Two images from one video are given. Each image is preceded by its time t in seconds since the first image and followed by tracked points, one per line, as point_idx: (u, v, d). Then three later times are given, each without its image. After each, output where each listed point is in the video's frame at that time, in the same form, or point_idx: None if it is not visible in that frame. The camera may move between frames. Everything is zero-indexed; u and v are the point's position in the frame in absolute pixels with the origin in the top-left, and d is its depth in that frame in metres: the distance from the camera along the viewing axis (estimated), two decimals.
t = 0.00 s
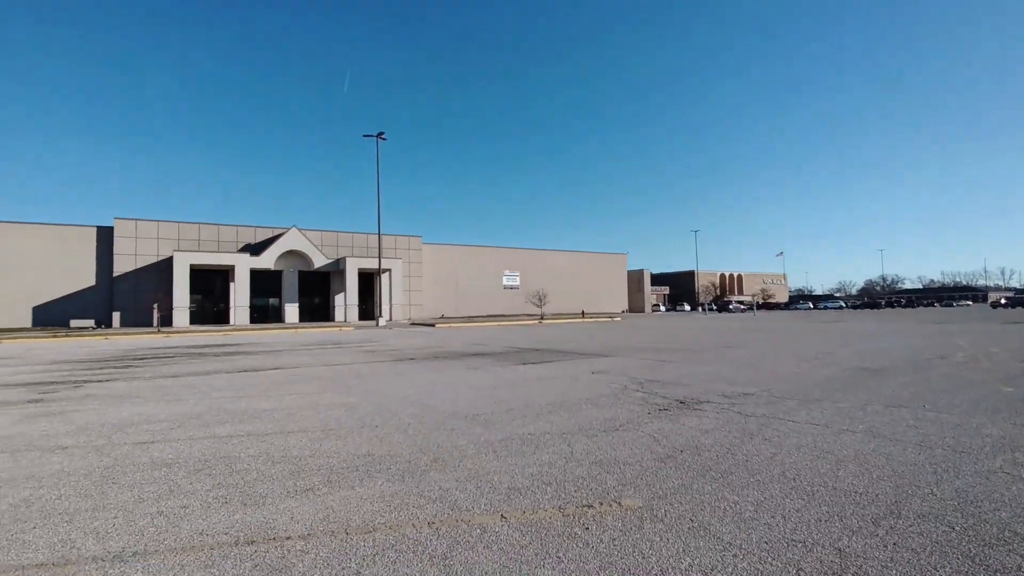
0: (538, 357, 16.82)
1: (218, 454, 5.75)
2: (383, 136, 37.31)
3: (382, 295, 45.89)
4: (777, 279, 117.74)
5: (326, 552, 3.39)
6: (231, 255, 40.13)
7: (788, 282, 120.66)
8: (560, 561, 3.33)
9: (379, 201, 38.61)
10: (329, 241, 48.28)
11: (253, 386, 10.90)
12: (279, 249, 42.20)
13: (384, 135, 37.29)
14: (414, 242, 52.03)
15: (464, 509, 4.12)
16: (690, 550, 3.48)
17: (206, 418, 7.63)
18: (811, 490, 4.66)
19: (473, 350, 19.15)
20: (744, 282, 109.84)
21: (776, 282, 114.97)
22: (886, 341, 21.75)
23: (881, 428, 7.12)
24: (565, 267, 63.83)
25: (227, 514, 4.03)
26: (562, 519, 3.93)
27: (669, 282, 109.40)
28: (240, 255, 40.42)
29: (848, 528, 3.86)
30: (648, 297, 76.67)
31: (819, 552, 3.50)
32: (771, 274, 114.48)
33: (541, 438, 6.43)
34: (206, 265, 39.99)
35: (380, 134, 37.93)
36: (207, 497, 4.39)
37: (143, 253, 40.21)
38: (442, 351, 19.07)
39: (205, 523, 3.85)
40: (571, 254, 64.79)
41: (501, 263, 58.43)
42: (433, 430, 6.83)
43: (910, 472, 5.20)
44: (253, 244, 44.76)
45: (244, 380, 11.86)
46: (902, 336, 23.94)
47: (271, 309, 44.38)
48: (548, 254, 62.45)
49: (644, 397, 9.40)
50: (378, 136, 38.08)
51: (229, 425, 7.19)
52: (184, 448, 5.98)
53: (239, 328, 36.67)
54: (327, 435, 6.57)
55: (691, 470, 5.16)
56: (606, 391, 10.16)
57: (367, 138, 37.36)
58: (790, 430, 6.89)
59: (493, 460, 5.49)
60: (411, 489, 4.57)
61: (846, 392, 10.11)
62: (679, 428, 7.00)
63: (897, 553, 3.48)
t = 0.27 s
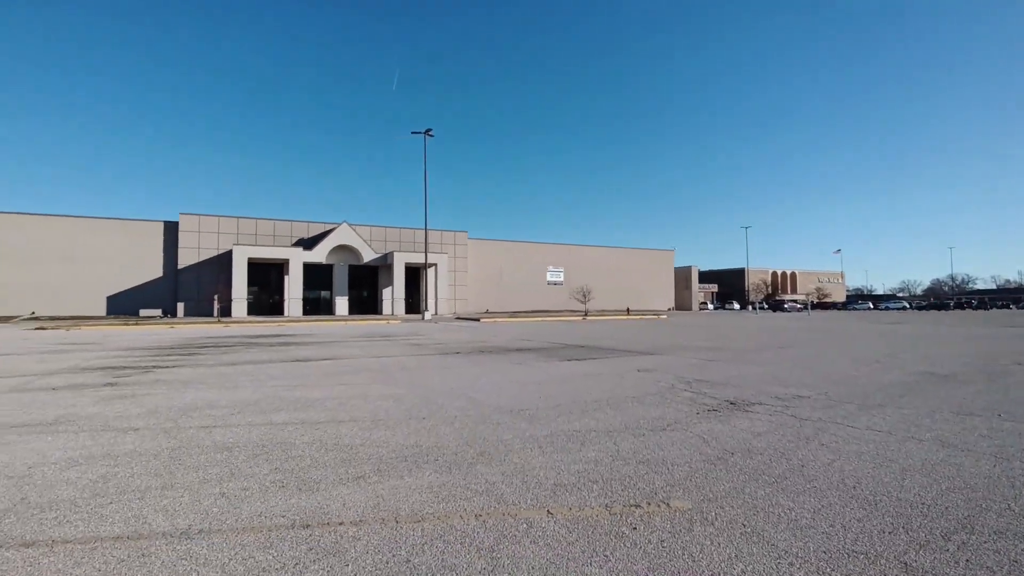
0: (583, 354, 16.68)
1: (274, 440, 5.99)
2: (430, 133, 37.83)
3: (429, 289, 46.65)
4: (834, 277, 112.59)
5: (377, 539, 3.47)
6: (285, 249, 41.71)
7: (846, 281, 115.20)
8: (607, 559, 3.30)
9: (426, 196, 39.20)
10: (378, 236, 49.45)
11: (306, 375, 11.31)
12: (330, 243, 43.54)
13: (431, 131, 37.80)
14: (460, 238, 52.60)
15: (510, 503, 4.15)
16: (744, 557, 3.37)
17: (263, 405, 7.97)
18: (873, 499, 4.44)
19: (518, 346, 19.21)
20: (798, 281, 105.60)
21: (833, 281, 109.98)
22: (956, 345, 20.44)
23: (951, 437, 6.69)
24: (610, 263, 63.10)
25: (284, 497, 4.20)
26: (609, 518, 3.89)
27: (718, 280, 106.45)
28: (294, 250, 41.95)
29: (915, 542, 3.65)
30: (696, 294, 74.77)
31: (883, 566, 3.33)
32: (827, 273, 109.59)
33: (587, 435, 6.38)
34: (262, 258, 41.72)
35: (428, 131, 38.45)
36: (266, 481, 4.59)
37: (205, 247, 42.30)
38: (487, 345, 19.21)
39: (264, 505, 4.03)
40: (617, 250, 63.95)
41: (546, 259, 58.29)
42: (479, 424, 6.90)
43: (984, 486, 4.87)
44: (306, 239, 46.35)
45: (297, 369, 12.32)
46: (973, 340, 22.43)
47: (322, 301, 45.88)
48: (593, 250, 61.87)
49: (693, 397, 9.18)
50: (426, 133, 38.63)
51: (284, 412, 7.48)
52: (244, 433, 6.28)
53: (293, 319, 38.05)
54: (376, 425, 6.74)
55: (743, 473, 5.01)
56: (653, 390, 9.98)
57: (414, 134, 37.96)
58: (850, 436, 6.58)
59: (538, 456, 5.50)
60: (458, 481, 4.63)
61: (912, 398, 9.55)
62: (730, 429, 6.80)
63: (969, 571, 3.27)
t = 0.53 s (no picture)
0: (614, 353, 16.53)
1: (310, 435, 6.13)
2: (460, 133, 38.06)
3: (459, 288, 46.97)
4: (876, 276, 108.70)
5: (412, 535, 3.51)
6: (319, 250, 42.60)
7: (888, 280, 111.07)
8: (642, 561, 3.26)
9: (456, 196, 39.45)
10: (409, 236, 50.05)
11: (340, 373, 11.53)
12: (363, 243, 44.28)
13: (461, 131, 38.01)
14: (490, 237, 52.81)
15: (543, 502, 4.14)
16: (783, 562, 3.29)
17: (299, 402, 8.15)
18: (920, 506, 4.27)
19: (548, 345, 19.16)
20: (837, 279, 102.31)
21: (874, 279, 106.22)
22: (1008, 346, 19.47)
23: (1005, 443, 6.37)
24: (641, 262, 62.34)
25: (321, 492, 4.29)
26: (643, 519, 3.85)
27: (752, 279, 104.04)
28: (328, 250, 42.80)
29: (967, 552, 3.49)
30: (729, 294, 73.18)
31: None
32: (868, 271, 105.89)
33: (619, 436, 6.32)
34: (297, 258, 42.72)
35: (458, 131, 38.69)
36: (303, 475, 4.70)
37: (243, 247, 43.54)
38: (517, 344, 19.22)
39: (301, 499, 4.12)
40: (648, 248, 63.14)
41: (575, 258, 57.96)
42: (510, 423, 6.90)
43: None
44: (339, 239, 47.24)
45: (332, 367, 12.56)
46: None
47: (355, 300, 46.68)
48: (623, 249, 61.24)
49: (727, 398, 8.99)
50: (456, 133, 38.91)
51: (319, 409, 7.64)
52: (282, 428, 6.44)
53: (327, 318, 38.82)
54: (409, 423, 6.82)
55: (781, 477, 4.88)
56: (686, 390, 9.82)
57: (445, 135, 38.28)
58: (895, 440, 6.33)
59: (570, 455, 5.46)
60: (490, 479, 4.65)
61: (961, 402, 9.13)
62: (767, 431, 6.64)
63: None
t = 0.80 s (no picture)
0: (648, 353, 16.32)
1: (348, 434, 6.24)
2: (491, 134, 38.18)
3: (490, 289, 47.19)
4: (922, 273, 104.44)
5: (449, 534, 3.54)
6: (354, 251, 43.40)
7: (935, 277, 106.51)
8: (682, 565, 3.20)
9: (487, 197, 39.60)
10: (441, 237, 50.55)
11: (376, 372, 11.71)
12: (396, 245, 44.92)
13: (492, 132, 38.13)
14: (521, 238, 52.90)
15: (579, 503, 4.11)
16: (830, 572, 3.17)
17: (337, 401, 8.32)
18: (977, 514, 4.06)
19: (580, 345, 19.05)
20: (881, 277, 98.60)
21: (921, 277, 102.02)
22: None
23: None
24: (674, 260, 61.36)
25: (359, 490, 4.37)
26: (682, 522, 3.78)
27: (790, 277, 101.26)
28: (362, 251, 43.57)
29: None
30: (767, 293, 71.31)
31: None
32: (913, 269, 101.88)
33: (655, 437, 6.22)
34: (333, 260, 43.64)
35: (489, 132, 38.86)
36: (342, 473, 4.79)
37: (281, 250, 44.74)
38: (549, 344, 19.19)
39: (340, 497, 4.20)
40: (682, 247, 62.12)
41: (607, 258, 57.48)
42: (544, 423, 6.88)
43: None
44: (373, 241, 48.06)
45: (367, 366, 12.79)
46: None
47: (389, 301, 47.40)
48: (656, 248, 60.41)
49: (766, 400, 8.75)
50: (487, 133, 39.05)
51: (356, 407, 7.78)
52: (321, 426, 6.60)
53: (362, 318, 39.57)
54: (443, 422, 6.88)
55: (826, 481, 4.72)
56: (723, 391, 9.61)
57: (476, 136, 38.50)
58: (947, 445, 6.05)
59: (605, 457, 5.40)
60: (526, 480, 4.64)
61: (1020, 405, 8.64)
62: (810, 434, 6.43)
63: None
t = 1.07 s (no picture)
0: (676, 355, 16.11)
1: (377, 435, 6.32)
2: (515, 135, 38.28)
3: (516, 290, 47.23)
4: (963, 271, 100.61)
5: (478, 537, 3.54)
6: (381, 254, 43.98)
7: (977, 275, 102.54)
8: (715, 572, 3.14)
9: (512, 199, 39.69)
10: (466, 239, 50.84)
11: (403, 373, 11.84)
12: (422, 248, 45.36)
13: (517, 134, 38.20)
14: (545, 239, 52.86)
15: (608, 507, 4.07)
16: None
17: (366, 402, 8.43)
18: None
19: (607, 346, 18.92)
20: (918, 276, 95.38)
21: (962, 275, 98.33)
22: None
23: None
24: (702, 260, 60.47)
25: (389, 491, 4.41)
26: (715, 528, 3.71)
27: (823, 277, 98.72)
28: (389, 254, 44.11)
29: None
30: (798, 293, 69.61)
31: None
32: (954, 267, 98.25)
33: (685, 441, 6.12)
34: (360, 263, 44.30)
35: (514, 133, 38.89)
36: (372, 474, 4.84)
37: (311, 253, 45.58)
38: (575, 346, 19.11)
39: (370, 498, 4.24)
40: (709, 246, 61.17)
41: (633, 258, 56.95)
42: (571, 426, 6.84)
43: None
44: (399, 244, 48.59)
45: (394, 367, 12.93)
46: None
47: (415, 303, 47.86)
48: (683, 248, 59.62)
49: (800, 403, 8.53)
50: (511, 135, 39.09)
51: (384, 409, 7.87)
52: (350, 427, 6.70)
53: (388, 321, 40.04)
54: (471, 424, 6.90)
55: (865, 487, 4.58)
56: (754, 394, 9.41)
57: (501, 138, 38.65)
58: (993, 451, 5.81)
59: (633, 460, 5.33)
60: (554, 483, 4.62)
61: None
62: (846, 439, 6.24)
63: None
